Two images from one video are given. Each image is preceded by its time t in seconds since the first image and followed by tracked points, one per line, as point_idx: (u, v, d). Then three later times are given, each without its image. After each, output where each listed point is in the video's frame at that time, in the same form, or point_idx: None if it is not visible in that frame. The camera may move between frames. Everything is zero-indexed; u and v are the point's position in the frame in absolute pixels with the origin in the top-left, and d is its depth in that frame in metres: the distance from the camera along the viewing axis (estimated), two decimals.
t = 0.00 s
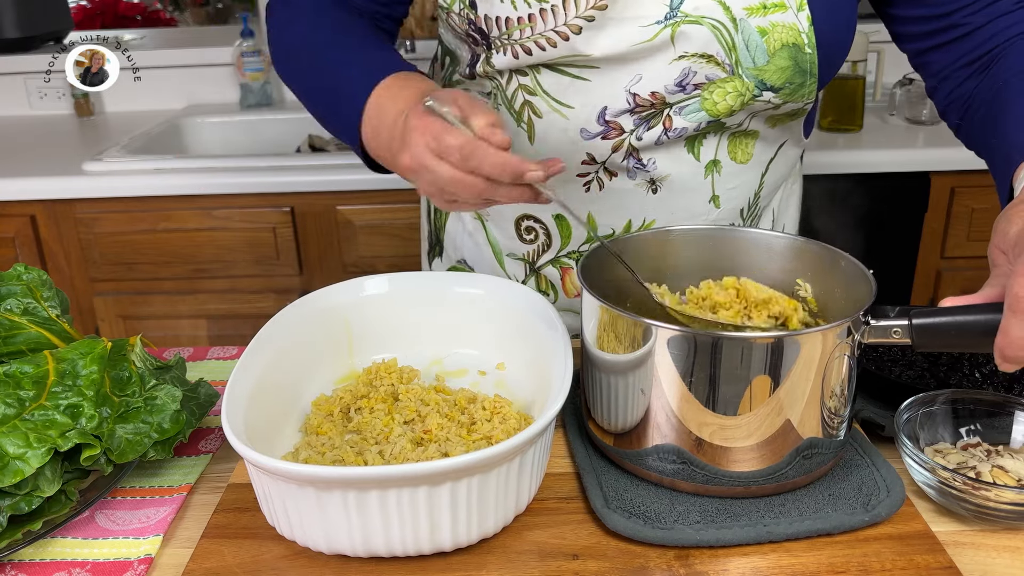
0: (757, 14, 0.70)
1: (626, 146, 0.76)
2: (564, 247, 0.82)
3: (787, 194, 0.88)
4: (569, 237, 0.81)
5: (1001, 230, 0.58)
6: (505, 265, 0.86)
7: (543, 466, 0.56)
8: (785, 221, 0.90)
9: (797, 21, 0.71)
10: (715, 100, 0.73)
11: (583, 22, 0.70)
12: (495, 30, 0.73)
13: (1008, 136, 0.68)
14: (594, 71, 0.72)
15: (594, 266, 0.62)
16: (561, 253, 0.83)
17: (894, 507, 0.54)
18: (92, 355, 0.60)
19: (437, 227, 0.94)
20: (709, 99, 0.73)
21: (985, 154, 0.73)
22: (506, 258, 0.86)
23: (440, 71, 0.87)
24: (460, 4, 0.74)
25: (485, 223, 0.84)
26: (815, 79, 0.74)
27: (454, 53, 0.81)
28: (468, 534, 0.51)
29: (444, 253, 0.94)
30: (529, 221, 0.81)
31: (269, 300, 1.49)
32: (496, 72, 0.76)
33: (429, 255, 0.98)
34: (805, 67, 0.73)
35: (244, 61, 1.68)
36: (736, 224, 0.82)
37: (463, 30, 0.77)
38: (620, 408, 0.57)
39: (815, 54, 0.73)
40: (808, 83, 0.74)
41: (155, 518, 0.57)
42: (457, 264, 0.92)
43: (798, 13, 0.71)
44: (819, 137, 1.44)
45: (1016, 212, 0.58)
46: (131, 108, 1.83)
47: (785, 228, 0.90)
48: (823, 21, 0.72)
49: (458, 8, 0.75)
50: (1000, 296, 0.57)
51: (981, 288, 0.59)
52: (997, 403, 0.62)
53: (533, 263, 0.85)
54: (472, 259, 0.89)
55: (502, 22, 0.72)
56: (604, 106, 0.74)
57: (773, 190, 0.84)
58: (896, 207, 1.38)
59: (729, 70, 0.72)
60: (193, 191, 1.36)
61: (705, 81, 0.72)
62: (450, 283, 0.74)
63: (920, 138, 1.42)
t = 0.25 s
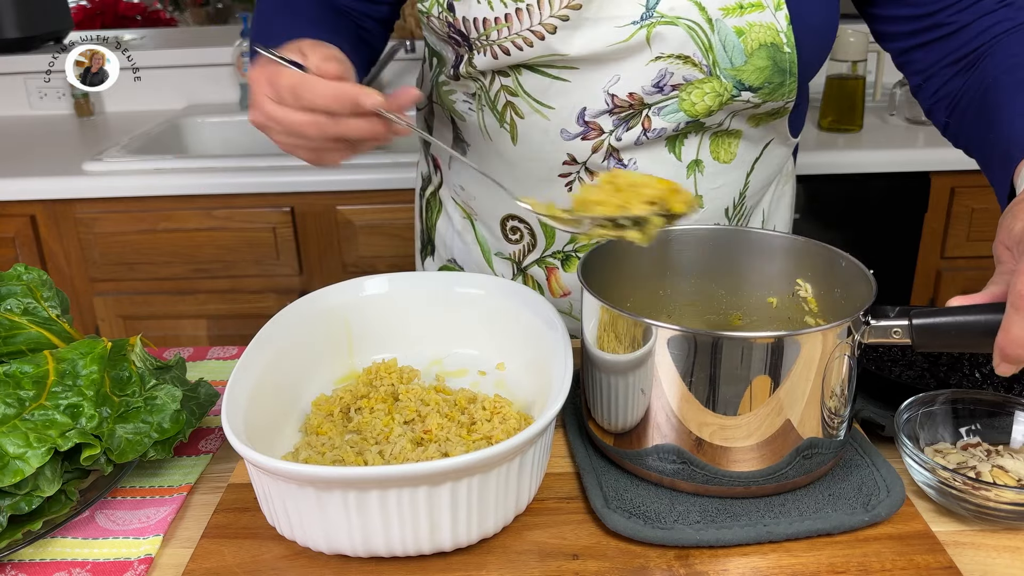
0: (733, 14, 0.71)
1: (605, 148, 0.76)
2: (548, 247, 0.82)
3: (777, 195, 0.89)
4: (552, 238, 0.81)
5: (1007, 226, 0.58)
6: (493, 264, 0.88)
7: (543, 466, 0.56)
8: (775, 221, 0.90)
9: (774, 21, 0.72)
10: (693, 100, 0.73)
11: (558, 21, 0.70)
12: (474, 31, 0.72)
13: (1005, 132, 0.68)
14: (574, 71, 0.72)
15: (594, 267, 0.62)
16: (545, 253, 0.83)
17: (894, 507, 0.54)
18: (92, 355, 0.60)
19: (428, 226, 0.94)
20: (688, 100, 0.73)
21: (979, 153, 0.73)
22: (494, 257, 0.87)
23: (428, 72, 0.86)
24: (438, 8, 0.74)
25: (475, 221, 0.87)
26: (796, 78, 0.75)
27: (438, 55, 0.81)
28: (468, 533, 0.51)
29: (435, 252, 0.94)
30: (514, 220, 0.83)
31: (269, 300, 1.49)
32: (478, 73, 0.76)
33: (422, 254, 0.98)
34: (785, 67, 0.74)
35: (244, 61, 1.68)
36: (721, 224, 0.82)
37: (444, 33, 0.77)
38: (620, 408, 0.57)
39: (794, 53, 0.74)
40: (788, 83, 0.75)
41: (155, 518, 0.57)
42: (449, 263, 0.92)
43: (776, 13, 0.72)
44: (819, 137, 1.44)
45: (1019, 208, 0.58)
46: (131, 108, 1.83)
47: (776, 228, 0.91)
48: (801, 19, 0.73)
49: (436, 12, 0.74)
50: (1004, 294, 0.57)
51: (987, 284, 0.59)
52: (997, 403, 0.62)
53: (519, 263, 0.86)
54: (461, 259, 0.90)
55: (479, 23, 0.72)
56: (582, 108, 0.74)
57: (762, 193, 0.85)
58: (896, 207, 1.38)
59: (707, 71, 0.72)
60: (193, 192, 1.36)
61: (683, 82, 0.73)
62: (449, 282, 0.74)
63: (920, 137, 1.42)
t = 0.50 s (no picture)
0: (699, 10, 0.71)
1: (578, 146, 0.76)
2: (527, 248, 0.83)
3: (765, 195, 0.89)
4: (531, 239, 0.82)
5: (1009, 224, 0.58)
6: (475, 265, 0.87)
7: (543, 466, 0.56)
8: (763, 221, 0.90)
9: (743, 15, 0.72)
10: (663, 97, 0.74)
11: (523, 17, 0.70)
12: (443, 32, 0.72)
13: (999, 125, 0.67)
14: (544, 70, 0.73)
15: (594, 268, 0.62)
16: (525, 253, 0.83)
17: (894, 507, 0.54)
18: (92, 355, 0.60)
19: (416, 227, 0.92)
20: (657, 96, 0.74)
21: (968, 148, 0.72)
22: (476, 258, 0.86)
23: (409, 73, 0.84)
24: (407, 12, 0.73)
25: (457, 222, 0.86)
26: (767, 72, 0.75)
27: (416, 56, 0.79)
28: (468, 533, 0.51)
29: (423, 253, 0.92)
30: (493, 221, 0.82)
31: (269, 300, 1.49)
32: (453, 73, 0.76)
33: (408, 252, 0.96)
34: (755, 61, 0.74)
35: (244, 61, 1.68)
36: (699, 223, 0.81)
37: (415, 35, 0.75)
38: (620, 408, 0.57)
39: (764, 47, 0.74)
40: (759, 77, 0.75)
41: (155, 518, 0.57)
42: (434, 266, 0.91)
43: (744, 6, 0.72)
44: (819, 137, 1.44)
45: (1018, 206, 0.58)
46: (130, 108, 1.83)
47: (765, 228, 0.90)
48: (770, 13, 0.73)
49: (405, 16, 0.73)
50: (1005, 293, 0.56)
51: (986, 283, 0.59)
52: (997, 403, 0.62)
53: (500, 263, 0.85)
54: (448, 262, 0.88)
55: (448, 23, 0.71)
56: (555, 106, 0.74)
57: (747, 192, 0.85)
58: (896, 207, 1.38)
59: (674, 67, 0.73)
60: (193, 192, 1.36)
61: (652, 79, 0.73)
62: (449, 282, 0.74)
63: (920, 137, 1.42)
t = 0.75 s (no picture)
0: (674, 10, 0.71)
1: (555, 146, 0.76)
2: (508, 247, 0.83)
3: (749, 195, 0.88)
4: (511, 238, 0.82)
5: (1007, 222, 0.57)
6: (458, 264, 0.87)
7: (543, 466, 0.56)
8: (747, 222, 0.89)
9: (718, 15, 0.72)
10: (639, 97, 0.74)
11: (498, 18, 0.70)
12: (423, 34, 0.72)
13: (989, 120, 0.67)
14: (522, 70, 0.73)
15: (594, 268, 0.62)
16: (506, 253, 0.83)
17: (894, 507, 0.54)
18: (92, 355, 0.60)
19: (402, 227, 0.92)
20: (634, 97, 0.74)
21: (959, 143, 0.72)
22: (459, 257, 0.87)
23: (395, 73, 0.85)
24: (388, 13, 0.73)
25: (441, 222, 0.86)
26: (743, 72, 0.75)
27: (399, 57, 0.80)
28: (468, 533, 0.51)
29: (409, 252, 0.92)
30: (474, 221, 0.82)
31: (269, 300, 1.49)
32: (434, 74, 0.77)
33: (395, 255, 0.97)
34: (729, 61, 0.74)
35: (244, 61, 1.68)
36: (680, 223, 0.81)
37: (397, 37, 0.76)
38: (620, 408, 0.57)
39: (739, 46, 0.74)
40: (735, 76, 0.75)
41: (155, 518, 0.57)
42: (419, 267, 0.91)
43: (719, 7, 0.72)
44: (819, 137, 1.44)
45: (1016, 203, 0.58)
46: (131, 108, 1.83)
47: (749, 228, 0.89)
48: (744, 12, 0.73)
49: (386, 17, 0.74)
50: (1005, 293, 0.57)
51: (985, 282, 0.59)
52: (997, 403, 0.62)
53: (482, 263, 0.86)
54: (431, 262, 0.89)
55: (427, 24, 0.71)
56: (532, 106, 0.74)
57: (729, 190, 0.85)
58: (895, 207, 1.38)
59: (650, 67, 0.73)
60: (193, 192, 1.36)
61: (626, 79, 0.73)
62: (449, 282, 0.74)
63: (920, 137, 1.42)
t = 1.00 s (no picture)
0: (671, 14, 0.71)
1: (554, 150, 0.76)
2: (506, 250, 0.83)
3: (740, 193, 0.89)
4: (509, 241, 0.82)
5: (1008, 222, 0.57)
6: (455, 267, 0.87)
7: (543, 466, 0.56)
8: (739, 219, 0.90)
9: (714, 18, 0.72)
10: (637, 100, 0.74)
11: (496, 27, 0.71)
12: (418, 41, 0.74)
13: (983, 119, 0.66)
14: (520, 76, 0.73)
15: (594, 270, 0.62)
16: (504, 255, 0.83)
17: (894, 507, 0.54)
18: (92, 355, 0.60)
19: (397, 230, 0.94)
20: (632, 100, 0.74)
21: (954, 139, 0.71)
22: (457, 259, 0.87)
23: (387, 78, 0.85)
24: (381, 21, 0.75)
25: (437, 225, 0.87)
26: (739, 73, 0.75)
27: (393, 62, 0.81)
28: (467, 533, 0.51)
29: (405, 256, 0.94)
30: (472, 225, 0.82)
31: (269, 300, 1.49)
32: (429, 80, 0.76)
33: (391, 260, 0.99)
34: (725, 62, 0.74)
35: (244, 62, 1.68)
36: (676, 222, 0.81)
37: (392, 43, 0.78)
38: (620, 408, 0.57)
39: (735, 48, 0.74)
40: (731, 77, 0.75)
41: (155, 518, 0.57)
42: (415, 267, 0.93)
43: (715, 9, 0.72)
44: (819, 137, 1.44)
45: (1017, 203, 0.57)
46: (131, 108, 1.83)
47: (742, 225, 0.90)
48: (740, 15, 0.73)
49: (380, 24, 0.76)
50: (1004, 294, 0.57)
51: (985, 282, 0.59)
52: (997, 403, 0.62)
53: (480, 265, 0.86)
54: (426, 263, 0.90)
55: (422, 32, 0.73)
56: (531, 111, 0.75)
57: (722, 189, 0.85)
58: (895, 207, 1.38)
59: (648, 71, 0.73)
60: (192, 192, 1.36)
61: (625, 83, 0.73)
62: (449, 281, 0.74)
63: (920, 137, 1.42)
